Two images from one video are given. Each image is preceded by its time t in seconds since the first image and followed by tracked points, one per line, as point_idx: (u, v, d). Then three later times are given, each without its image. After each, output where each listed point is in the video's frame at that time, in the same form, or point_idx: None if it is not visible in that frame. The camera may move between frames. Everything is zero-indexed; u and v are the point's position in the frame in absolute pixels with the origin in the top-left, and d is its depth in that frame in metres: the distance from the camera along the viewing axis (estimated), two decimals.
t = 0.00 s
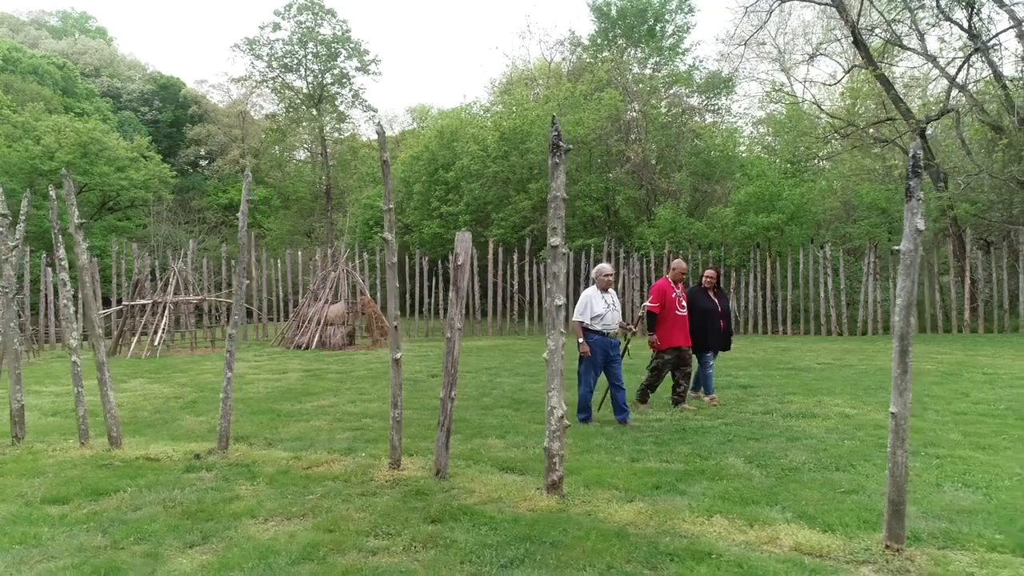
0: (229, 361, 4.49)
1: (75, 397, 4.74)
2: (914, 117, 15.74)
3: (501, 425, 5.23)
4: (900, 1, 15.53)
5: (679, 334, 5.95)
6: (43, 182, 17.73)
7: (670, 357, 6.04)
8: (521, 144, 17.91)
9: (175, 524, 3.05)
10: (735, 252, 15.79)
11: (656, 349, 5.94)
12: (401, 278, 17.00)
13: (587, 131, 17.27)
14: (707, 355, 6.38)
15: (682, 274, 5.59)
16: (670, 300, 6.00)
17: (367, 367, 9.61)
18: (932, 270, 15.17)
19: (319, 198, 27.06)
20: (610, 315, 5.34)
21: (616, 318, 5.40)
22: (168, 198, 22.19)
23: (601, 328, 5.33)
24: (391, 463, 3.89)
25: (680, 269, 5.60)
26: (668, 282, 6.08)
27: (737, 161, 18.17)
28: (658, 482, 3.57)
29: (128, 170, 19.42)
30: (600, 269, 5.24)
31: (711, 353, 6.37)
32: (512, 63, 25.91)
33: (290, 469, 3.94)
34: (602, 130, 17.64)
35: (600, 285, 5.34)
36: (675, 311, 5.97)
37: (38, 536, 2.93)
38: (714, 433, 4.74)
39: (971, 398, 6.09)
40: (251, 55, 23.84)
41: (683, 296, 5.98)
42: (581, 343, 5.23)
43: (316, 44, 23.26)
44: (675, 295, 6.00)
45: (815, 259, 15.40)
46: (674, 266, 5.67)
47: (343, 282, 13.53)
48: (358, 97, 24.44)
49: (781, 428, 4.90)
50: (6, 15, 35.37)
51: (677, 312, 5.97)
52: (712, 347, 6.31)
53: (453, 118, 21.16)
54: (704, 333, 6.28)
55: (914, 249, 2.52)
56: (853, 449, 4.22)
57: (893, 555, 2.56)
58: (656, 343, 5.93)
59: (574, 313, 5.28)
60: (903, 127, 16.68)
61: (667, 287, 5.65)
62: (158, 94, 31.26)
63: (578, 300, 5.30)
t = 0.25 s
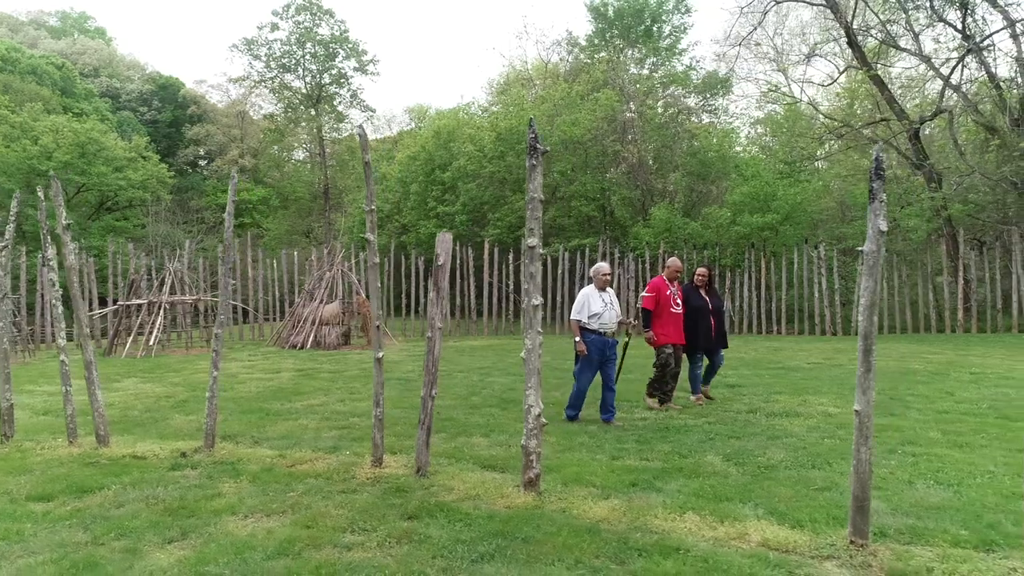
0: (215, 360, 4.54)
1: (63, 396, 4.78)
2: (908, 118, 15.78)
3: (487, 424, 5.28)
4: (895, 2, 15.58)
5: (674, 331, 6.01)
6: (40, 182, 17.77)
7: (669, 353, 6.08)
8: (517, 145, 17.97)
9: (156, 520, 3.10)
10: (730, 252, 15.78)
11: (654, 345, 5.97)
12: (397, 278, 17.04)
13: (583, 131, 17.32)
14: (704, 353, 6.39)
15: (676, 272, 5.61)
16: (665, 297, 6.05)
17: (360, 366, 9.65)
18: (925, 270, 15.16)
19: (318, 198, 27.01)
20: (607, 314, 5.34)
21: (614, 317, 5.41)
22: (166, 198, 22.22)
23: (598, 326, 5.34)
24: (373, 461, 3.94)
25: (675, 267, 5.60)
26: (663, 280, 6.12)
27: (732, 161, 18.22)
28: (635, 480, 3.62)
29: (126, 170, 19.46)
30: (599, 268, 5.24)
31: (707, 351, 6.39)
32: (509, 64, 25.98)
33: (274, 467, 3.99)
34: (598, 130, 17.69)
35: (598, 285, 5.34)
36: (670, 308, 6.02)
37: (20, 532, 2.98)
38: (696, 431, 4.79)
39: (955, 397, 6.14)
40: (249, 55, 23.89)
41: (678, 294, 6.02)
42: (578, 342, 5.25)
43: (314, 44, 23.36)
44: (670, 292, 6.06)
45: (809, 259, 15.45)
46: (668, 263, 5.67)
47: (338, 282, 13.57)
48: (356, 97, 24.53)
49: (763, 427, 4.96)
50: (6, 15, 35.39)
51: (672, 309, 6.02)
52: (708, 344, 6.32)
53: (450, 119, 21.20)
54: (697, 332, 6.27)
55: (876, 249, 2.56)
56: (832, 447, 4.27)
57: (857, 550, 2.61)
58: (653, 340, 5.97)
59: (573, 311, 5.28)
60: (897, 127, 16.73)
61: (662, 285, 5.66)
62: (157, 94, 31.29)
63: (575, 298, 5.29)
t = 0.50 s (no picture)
0: (203, 360, 4.58)
1: (53, 396, 4.82)
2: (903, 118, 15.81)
3: (475, 423, 5.32)
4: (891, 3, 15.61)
5: (667, 331, 6.03)
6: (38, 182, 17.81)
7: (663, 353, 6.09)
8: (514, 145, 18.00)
9: (139, 518, 3.14)
10: (725, 253, 15.79)
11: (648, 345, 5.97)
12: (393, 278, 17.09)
13: (579, 132, 17.36)
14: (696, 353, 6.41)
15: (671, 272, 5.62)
16: (659, 298, 6.04)
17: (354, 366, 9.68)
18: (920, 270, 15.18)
19: (317, 198, 26.82)
20: (602, 314, 5.32)
21: (610, 317, 5.39)
22: (164, 198, 22.25)
23: (592, 326, 5.31)
24: (358, 460, 3.97)
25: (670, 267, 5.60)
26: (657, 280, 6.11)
27: (729, 161, 18.24)
28: (616, 478, 3.66)
29: (124, 171, 19.49)
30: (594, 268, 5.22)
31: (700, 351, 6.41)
32: (507, 64, 25.99)
33: (259, 465, 4.03)
34: (594, 131, 17.72)
35: (593, 285, 5.33)
36: (664, 308, 6.02)
37: (5, 529, 3.02)
38: (681, 430, 4.83)
39: (942, 397, 6.17)
40: (247, 55, 23.93)
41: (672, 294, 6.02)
42: (571, 342, 5.24)
43: (312, 44, 23.48)
44: (664, 293, 6.05)
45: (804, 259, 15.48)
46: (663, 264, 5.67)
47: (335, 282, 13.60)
48: (354, 97, 24.60)
49: (748, 426, 4.99)
50: (5, 16, 35.41)
51: (666, 309, 6.03)
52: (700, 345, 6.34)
53: (447, 119, 21.21)
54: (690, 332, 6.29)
55: (845, 249, 2.59)
56: (813, 446, 4.31)
57: (826, 547, 2.65)
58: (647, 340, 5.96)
59: (567, 311, 5.26)
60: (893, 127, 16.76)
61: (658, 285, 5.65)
62: (156, 95, 31.31)
63: (570, 298, 5.28)
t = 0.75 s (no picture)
0: (190, 359, 4.63)
1: (42, 395, 4.86)
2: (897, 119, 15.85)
3: (461, 422, 5.36)
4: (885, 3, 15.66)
5: (663, 333, 6.01)
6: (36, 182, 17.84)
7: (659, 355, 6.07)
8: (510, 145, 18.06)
9: (121, 515, 3.18)
10: (720, 253, 15.80)
11: (645, 348, 5.94)
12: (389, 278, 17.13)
13: (575, 132, 17.41)
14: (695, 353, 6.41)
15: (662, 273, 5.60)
16: (654, 300, 6.00)
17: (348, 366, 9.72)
18: (914, 269, 15.21)
19: (316, 199, 26.90)
20: (593, 316, 5.24)
21: (601, 318, 5.30)
22: (163, 198, 22.29)
23: (583, 328, 5.24)
24: (340, 458, 4.01)
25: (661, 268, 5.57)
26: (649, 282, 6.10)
27: (725, 161, 18.33)
28: (594, 476, 3.70)
29: (122, 171, 19.54)
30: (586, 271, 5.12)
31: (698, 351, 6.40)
32: (505, 64, 26.05)
33: (243, 464, 4.07)
34: (590, 131, 17.77)
35: (584, 286, 5.23)
36: (659, 309, 6.01)
37: None
38: (665, 430, 4.87)
39: (927, 397, 6.21)
40: (245, 56, 23.98)
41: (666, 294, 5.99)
42: (560, 343, 5.18)
43: (310, 44, 23.54)
44: (658, 294, 6.01)
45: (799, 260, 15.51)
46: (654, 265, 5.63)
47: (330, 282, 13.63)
48: (352, 97, 24.68)
49: (731, 425, 5.03)
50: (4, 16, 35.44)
51: (661, 310, 6.01)
52: (699, 344, 6.34)
53: (445, 119, 21.26)
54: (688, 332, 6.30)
55: (812, 251, 2.63)
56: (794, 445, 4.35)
57: (794, 544, 2.69)
58: (643, 343, 5.94)
59: (558, 312, 5.18)
60: (887, 128, 16.80)
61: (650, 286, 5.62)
62: (155, 95, 31.34)
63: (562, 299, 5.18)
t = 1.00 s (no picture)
0: (178, 359, 4.67)
1: (31, 395, 4.89)
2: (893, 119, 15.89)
3: (449, 422, 5.40)
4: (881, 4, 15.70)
5: (658, 332, 5.99)
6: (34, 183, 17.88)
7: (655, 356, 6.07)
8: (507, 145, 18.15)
9: (105, 513, 3.21)
10: (715, 253, 15.81)
11: (640, 349, 5.92)
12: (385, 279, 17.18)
13: (572, 132, 17.47)
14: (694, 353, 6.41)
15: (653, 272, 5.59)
16: (647, 299, 6.00)
17: (342, 366, 9.75)
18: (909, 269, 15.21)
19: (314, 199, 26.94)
20: (586, 319, 5.23)
21: (594, 321, 5.30)
22: (161, 198, 22.31)
23: (576, 330, 5.22)
24: (326, 457, 4.05)
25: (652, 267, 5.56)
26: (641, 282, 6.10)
27: (721, 162, 18.23)
28: (575, 475, 3.74)
29: (120, 171, 19.57)
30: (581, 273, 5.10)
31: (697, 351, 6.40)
32: (503, 64, 26.10)
33: (230, 463, 4.10)
34: (587, 132, 17.82)
35: (578, 289, 5.22)
36: (653, 309, 6.00)
37: None
38: (650, 429, 4.90)
39: (913, 396, 6.25)
40: (244, 56, 24.03)
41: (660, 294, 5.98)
42: (554, 346, 5.15)
43: (309, 45, 23.61)
44: (652, 293, 6.00)
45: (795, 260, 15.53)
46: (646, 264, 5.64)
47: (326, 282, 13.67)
48: (351, 97, 24.73)
49: (717, 425, 5.07)
50: (3, 17, 35.47)
51: (655, 310, 6.01)
52: (697, 344, 6.33)
53: (442, 119, 21.32)
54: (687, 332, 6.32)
55: (783, 252, 2.67)
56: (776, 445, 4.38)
57: (766, 541, 2.72)
58: (640, 344, 5.92)
59: (550, 315, 5.16)
60: (883, 128, 16.84)
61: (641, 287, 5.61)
62: (155, 95, 31.38)
63: (554, 302, 5.16)
